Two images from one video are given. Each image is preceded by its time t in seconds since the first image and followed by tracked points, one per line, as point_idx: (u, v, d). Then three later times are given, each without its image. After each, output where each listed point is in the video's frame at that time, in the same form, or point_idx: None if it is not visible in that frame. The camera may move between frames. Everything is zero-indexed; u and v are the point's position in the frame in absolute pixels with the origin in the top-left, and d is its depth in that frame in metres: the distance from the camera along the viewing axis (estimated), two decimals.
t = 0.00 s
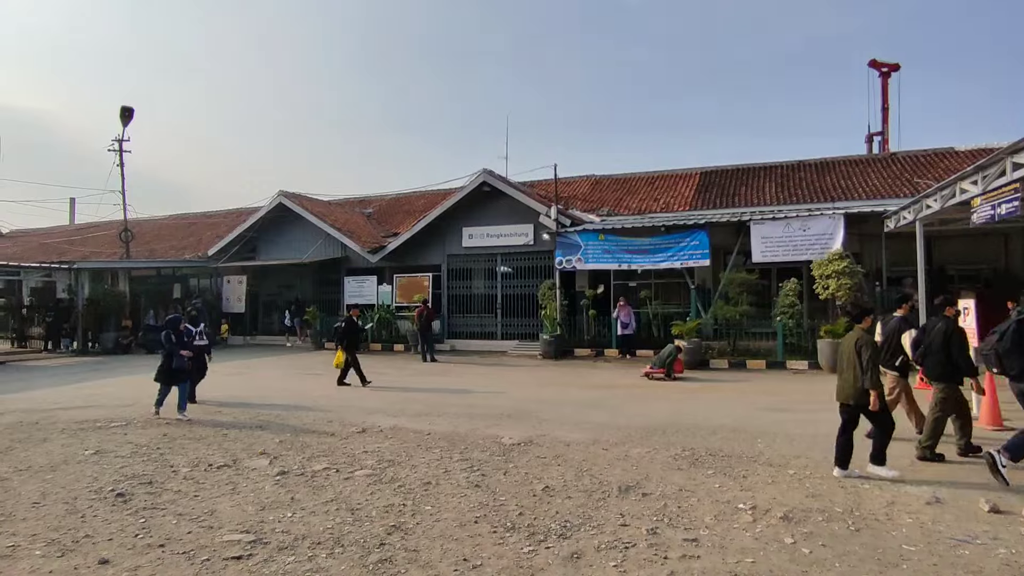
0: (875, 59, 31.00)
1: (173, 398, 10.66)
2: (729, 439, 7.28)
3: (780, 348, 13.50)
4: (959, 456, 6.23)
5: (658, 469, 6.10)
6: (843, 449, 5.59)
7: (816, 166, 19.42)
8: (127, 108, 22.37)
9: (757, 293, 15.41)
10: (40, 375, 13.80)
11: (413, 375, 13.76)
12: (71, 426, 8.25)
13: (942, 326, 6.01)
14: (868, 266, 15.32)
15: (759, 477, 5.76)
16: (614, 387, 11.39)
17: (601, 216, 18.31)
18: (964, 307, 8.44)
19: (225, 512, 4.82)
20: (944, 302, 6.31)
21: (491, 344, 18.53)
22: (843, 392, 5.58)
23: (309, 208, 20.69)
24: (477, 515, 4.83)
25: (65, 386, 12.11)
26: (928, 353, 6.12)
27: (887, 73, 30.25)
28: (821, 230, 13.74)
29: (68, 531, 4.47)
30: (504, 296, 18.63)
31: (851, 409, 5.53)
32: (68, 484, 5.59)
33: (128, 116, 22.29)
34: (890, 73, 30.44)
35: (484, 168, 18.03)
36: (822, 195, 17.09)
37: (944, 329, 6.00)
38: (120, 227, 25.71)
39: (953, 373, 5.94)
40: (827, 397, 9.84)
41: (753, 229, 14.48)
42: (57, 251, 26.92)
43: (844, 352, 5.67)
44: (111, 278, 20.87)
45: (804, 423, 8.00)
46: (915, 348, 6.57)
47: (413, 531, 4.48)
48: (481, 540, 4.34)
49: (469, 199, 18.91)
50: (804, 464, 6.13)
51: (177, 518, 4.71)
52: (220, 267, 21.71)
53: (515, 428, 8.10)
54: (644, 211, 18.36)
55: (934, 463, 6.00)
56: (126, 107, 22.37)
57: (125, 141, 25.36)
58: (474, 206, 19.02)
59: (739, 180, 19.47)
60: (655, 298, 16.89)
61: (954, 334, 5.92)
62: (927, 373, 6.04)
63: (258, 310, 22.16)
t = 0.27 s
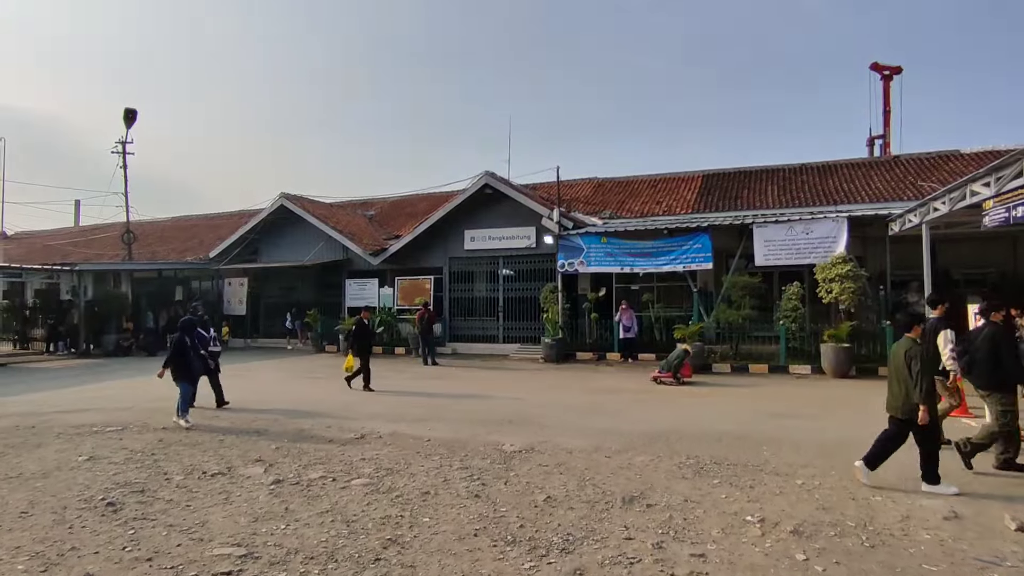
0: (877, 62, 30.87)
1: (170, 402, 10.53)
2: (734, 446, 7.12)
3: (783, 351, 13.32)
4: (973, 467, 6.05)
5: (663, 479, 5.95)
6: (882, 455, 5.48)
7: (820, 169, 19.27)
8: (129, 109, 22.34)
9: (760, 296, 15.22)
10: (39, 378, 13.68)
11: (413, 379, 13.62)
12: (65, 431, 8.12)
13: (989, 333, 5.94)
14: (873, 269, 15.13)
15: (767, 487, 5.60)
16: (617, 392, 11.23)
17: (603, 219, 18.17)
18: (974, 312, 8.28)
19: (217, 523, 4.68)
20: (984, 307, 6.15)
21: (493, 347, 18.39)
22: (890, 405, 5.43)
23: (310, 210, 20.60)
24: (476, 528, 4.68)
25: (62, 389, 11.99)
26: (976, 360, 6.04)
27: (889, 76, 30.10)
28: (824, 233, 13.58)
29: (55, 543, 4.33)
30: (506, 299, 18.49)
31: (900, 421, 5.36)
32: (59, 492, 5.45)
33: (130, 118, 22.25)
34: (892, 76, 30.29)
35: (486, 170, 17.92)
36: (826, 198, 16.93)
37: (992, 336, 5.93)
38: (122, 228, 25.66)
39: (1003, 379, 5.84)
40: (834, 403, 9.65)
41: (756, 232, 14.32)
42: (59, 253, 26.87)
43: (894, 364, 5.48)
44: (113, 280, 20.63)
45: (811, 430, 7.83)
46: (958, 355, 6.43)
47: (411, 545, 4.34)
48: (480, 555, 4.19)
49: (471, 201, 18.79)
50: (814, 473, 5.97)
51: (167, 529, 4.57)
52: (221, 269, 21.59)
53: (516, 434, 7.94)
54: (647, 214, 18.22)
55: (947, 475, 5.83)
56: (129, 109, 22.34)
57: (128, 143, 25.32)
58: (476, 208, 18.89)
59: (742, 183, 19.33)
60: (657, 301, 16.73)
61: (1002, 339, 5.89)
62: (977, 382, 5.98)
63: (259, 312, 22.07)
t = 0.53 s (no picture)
0: (872, 66, 30.91)
1: (159, 405, 10.29)
2: (737, 452, 6.96)
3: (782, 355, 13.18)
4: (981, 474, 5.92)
5: (665, 486, 5.79)
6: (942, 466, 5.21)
7: (816, 171, 19.20)
8: (121, 108, 22.07)
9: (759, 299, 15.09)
10: (26, 380, 13.40)
11: (408, 382, 13.42)
12: (50, 436, 7.88)
13: None
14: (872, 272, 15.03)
15: (773, 495, 5.44)
16: (615, 396, 11.07)
17: (600, 220, 18.03)
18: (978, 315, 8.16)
19: (202, 534, 4.48)
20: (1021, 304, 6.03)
21: (489, 350, 18.21)
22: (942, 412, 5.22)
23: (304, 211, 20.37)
24: (473, 539, 4.50)
25: (49, 392, 11.73)
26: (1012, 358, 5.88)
27: (884, 79, 30.11)
28: (823, 236, 13.46)
29: (31, 556, 4.12)
30: (502, 301, 18.31)
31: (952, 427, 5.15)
32: (39, 502, 5.23)
33: (122, 117, 21.97)
34: (887, 79, 30.30)
35: (482, 171, 17.74)
36: (824, 200, 16.84)
37: None
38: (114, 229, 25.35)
39: None
40: (836, 406, 9.52)
41: (754, 234, 14.20)
42: (50, 254, 26.52)
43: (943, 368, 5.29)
44: (105, 281, 20.24)
45: (813, 435, 7.69)
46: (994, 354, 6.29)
47: (406, 557, 4.16)
48: (477, 568, 4.01)
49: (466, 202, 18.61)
50: (819, 481, 5.82)
51: (150, 542, 4.36)
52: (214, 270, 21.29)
53: (513, 439, 7.77)
54: (644, 215, 18.10)
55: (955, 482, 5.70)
56: (121, 107, 22.07)
57: (120, 142, 25.03)
58: (471, 210, 18.71)
59: (739, 185, 19.23)
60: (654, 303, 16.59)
61: None
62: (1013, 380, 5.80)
63: (253, 314, 21.81)
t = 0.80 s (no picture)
0: (861, 70, 31.01)
1: (141, 409, 9.95)
2: (739, 457, 6.79)
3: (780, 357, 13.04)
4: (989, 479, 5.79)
5: (669, 493, 5.60)
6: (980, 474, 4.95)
7: (810, 173, 19.18)
8: (105, 104, 21.60)
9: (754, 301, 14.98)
10: (3, 383, 12.97)
11: (399, 384, 13.15)
12: (24, 441, 7.53)
13: None
14: (867, 273, 14.99)
15: (780, 503, 5.27)
16: (610, 399, 10.88)
17: (593, 221, 17.87)
18: (979, 317, 8.07)
19: (185, 547, 4.22)
20: None
21: (480, 351, 17.98)
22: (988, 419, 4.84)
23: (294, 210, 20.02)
24: (472, 551, 4.28)
25: (25, 395, 11.33)
26: None
27: (875, 83, 30.23)
28: (821, 237, 13.39)
29: None
30: (494, 302, 18.08)
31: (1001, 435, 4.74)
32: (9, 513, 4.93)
33: (105, 113, 21.50)
34: (877, 83, 30.43)
35: (475, 170, 17.51)
36: (818, 202, 16.79)
37: None
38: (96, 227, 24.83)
39: None
40: (835, 410, 9.40)
41: (751, 235, 14.10)
42: (30, 252, 25.90)
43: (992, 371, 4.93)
44: (87, 282, 19.89)
45: (815, 439, 7.55)
46: None
47: (402, 572, 3.93)
48: None
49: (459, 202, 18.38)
50: (827, 487, 5.66)
51: (129, 556, 4.10)
52: (200, 270, 20.90)
53: (509, 444, 7.54)
54: (637, 216, 17.96)
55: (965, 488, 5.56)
56: (104, 103, 21.60)
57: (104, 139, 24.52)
58: (463, 209, 18.48)
59: (733, 186, 19.16)
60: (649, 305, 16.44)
61: None
62: None
63: (240, 315, 21.40)
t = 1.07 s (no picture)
0: (855, 73, 31.07)
1: (125, 415, 9.61)
2: (747, 466, 6.62)
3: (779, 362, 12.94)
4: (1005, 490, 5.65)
5: (678, 505, 5.41)
6: None
7: (805, 176, 19.12)
8: (89, 101, 21.16)
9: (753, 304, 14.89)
10: None
11: (392, 389, 12.88)
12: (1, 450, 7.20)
13: None
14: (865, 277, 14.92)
15: (795, 515, 5.08)
16: (610, 404, 10.68)
17: (589, 223, 17.70)
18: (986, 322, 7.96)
19: (171, 569, 3.96)
20: None
21: (474, 354, 17.74)
22: None
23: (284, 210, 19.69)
24: (477, 570, 4.05)
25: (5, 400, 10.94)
26: None
27: (869, 86, 30.30)
28: (821, 240, 13.30)
29: None
30: (488, 304, 17.86)
31: None
32: None
33: (90, 110, 21.05)
34: (871, 87, 30.47)
35: (470, 171, 17.28)
36: (815, 205, 16.71)
37: None
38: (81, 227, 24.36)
39: None
40: (838, 415, 9.27)
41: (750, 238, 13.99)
42: (12, 252, 25.34)
43: None
44: (69, 283, 19.68)
45: (822, 447, 7.40)
46: None
47: None
48: None
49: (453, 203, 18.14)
50: (840, 498, 5.50)
51: None
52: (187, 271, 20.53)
53: (509, 452, 7.32)
54: (634, 218, 17.81)
55: (981, 499, 5.41)
56: (89, 100, 21.16)
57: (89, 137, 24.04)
58: (458, 211, 18.24)
59: (729, 189, 19.06)
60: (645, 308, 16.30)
61: None
62: None
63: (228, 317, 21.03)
